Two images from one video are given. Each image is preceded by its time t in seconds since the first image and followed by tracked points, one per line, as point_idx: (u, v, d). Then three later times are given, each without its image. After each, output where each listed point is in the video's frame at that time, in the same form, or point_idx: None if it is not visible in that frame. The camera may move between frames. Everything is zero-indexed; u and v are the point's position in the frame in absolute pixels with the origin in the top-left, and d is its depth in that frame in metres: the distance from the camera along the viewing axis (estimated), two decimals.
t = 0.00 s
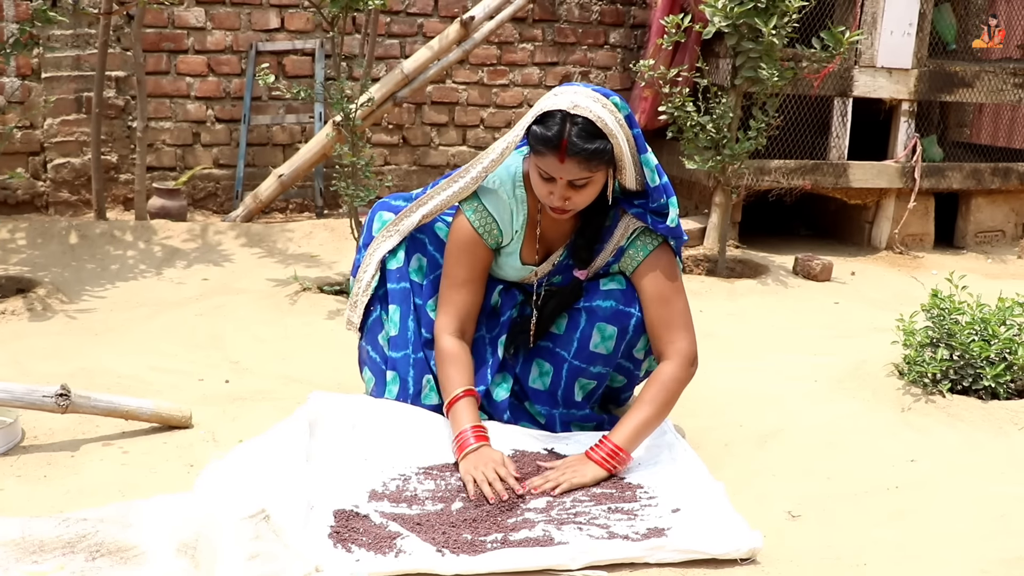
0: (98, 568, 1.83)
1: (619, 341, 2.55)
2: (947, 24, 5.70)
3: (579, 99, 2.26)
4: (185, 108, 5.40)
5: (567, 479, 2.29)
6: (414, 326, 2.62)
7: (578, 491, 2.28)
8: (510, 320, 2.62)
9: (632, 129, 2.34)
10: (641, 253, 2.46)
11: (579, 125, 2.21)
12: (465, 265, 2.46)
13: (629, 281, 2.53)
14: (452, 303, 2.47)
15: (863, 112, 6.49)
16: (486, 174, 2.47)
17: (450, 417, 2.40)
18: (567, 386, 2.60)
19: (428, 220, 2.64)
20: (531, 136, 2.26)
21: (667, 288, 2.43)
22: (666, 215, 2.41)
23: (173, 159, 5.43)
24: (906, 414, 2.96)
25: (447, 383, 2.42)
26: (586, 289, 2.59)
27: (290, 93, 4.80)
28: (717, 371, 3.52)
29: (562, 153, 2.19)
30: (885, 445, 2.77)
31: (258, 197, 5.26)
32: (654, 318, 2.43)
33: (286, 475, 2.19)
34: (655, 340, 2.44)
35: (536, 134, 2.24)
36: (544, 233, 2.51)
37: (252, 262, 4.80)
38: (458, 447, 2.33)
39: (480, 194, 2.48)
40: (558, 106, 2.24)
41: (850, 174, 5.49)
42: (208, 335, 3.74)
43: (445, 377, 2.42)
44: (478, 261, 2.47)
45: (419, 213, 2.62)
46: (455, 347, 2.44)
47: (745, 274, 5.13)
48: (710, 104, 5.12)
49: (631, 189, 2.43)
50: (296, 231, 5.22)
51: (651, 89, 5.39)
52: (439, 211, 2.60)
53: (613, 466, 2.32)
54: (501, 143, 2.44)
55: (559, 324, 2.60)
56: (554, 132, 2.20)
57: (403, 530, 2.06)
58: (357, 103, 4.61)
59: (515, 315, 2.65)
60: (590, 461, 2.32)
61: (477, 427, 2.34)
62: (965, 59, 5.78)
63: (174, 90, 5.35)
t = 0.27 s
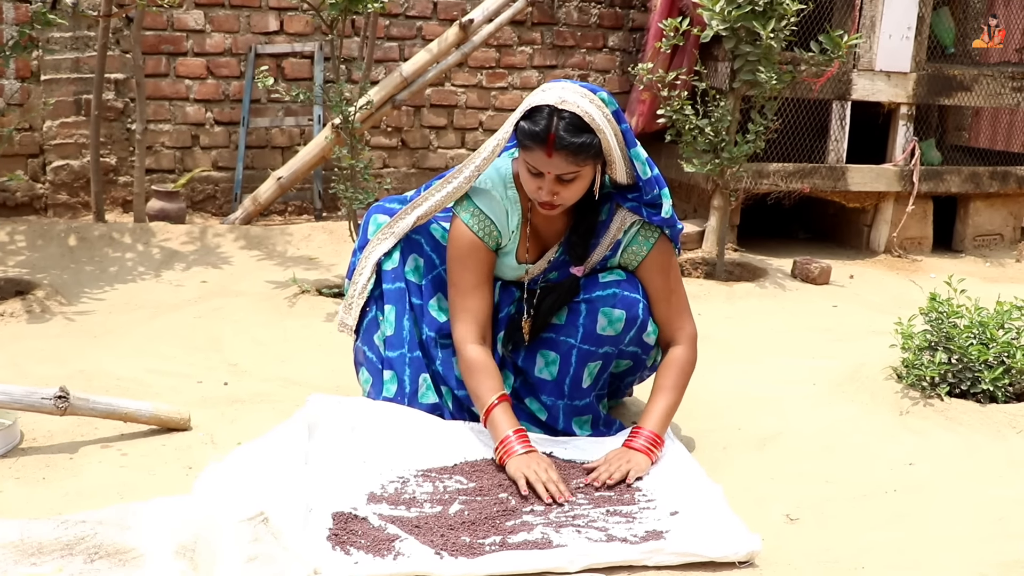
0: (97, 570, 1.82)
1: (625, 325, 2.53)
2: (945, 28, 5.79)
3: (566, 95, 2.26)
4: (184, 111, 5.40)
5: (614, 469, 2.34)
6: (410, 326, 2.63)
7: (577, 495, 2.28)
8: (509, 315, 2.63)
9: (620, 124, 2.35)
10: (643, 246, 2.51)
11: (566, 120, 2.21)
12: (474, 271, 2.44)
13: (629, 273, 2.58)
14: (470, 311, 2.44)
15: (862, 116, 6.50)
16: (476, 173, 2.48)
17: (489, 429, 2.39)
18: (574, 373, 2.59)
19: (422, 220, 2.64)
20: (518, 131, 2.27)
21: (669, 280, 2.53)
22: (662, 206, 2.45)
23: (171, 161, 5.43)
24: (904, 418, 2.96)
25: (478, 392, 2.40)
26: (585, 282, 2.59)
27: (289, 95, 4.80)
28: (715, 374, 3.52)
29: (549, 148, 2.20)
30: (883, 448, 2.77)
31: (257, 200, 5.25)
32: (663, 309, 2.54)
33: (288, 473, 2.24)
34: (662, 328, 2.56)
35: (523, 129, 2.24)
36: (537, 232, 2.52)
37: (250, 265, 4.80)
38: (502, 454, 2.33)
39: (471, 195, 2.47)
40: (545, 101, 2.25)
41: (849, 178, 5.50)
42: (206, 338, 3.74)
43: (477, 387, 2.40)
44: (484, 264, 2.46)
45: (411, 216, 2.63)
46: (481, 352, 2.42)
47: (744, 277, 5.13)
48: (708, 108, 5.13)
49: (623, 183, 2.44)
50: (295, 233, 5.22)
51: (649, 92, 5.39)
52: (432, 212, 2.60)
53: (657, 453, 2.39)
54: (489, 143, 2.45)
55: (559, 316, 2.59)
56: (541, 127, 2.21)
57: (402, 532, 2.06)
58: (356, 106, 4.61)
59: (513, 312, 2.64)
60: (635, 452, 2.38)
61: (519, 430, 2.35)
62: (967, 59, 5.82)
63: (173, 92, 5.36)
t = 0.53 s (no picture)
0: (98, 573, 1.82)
1: (627, 326, 2.53)
2: (945, 29, 5.78)
3: (572, 90, 2.28)
4: (184, 113, 5.40)
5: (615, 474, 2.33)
6: (410, 329, 2.63)
7: (577, 497, 2.28)
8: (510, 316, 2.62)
9: (625, 121, 2.38)
10: (643, 245, 2.52)
11: (570, 115, 2.22)
12: (474, 267, 2.44)
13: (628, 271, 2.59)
14: (470, 308, 2.42)
15: (861, 117, 6.50)
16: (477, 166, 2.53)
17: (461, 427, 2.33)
18: (576, 374, 2.58)
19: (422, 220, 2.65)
20: (522, 125, 2.28)
21: (670, 278, 2.55)
22: (663, 204, 2.47)
23: (171, 164, 5.43)
24: (904, 419, 2.96)
25: (461, 393, 2.37)
26: (584, 282, 2.58)
27: (288, 98, 4.79)
28: (715, 375, 3.52)
29: (552, 141, 2.20)
30: (884, 449, 2.77)
31: (257, 202, 5.25)
32: (662, 308, 2.55)
33: (288, 476, 2.22)
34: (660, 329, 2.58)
35: (527, 122, 2.25)
36: (538, 229, 2.53)
37: (250, 267, 4.80)
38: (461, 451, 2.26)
39: (474, 192, 2.48)
40: (551, 95, 2.26)
41: (848, 179, 5.50)
42: (207, 340, 3.73)
43: (462, 387, 2.36)
44: (487, 261, 2.46)
45: (410, 215, 2.64)
46: (473, 352, 2.38)
47: (743, 278, 5.13)
48: (708, 109, 5.13)
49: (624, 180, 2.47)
50: (295, 236, 5.22)
51: (648, 94, 5.39)
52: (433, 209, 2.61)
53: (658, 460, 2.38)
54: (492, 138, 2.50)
55: (560, 316, 2.58)
56: (545, 121, 2.21)
57: (402, 534, 2.06)
58: (355, 108, 4.61)
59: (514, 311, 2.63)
60: (636, 458, 2.37)
61: (484, 439, 2.27)
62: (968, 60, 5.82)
63: (173, 95, 5.36)
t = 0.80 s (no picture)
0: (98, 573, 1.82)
1: (630, 325, 2.53)
2: (945, 29, 5.78)
3: (577, 89, 2.28)
4: (183, 114, 5.40)
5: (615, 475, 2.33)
6: (412, 329, 2.62)
7: (578, 497, 2.28)
8: (512, 315, 2.63)
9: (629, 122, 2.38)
10: (646, 245, 2.53)
11: (573, 114, 2.23)
12: (462, 262, 2.47)
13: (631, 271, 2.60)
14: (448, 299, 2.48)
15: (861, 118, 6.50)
16: (480, 165, 2.52)
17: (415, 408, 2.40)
18: (579, 372, 2.57)
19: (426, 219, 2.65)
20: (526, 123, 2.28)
21: (673, 278, 2.55)
22: (666, 204, 2.48)
23: (171, 165, 5.43)
24: (904, 419, 2.96)
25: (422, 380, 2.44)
26: (588, 281, 2.59)
27: (288, 98, 4.79)
28: (716, 375, 3.52)
29: (553, 140, 2.20)
30: (884, 449, 2.76)
31: (256, 202, 5.25)
32: (664, 308, 2.55)
33: (289, 477, 2.20)
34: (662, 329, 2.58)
35: (530, 120, 2.25)
36: (540, 228, 2.54)
37: (249, 267, 4.79)
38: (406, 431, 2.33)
39: (476, 190, 2.49)
40: (555, 94, 2.27)
41: (848, 180, 5.50)
42: (206, 341, 3.73)
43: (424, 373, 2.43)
44: (478, 257, 2.48)
45: (414, 214, 2.64)
46: (439, 344, 2.44)
47: (743, 279, 5.13)
48: (708, 109, 5.12)
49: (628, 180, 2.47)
50: (294, 236, 5.22)
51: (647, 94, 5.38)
52: (437, 208, 2.61)
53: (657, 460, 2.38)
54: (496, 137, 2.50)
55: (563, 314, 2.58)
56: (547, 119, 2.22)
57: (402, 534, 2.05)
58: (355, 109, 4.61)
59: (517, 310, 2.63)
60: (636, 458, 2.37)
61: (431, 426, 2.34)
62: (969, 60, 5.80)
63: (172, 96, 5.36)
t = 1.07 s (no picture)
0: (97, 570, 1.82)
1: (631, 322, 2.53)
2: (945, 25, 5.73)
3: (579, 83, 2.30)
4: (183, 111, 5.40)
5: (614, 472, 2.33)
6: (413, 326, 2.63)
7: (578, 493, 2.28)
8: (513, 310, 2.64)
9: (632, 117, 2.39)
10: (647, 243, 2.53)
11: (574, 108, 2.24)
12: (461, 254, 2.52)
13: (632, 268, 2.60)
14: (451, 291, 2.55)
15: (861, 114, 6.50)
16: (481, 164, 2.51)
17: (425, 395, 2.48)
18: (579, 368, 2.58)
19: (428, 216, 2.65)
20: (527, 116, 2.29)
21: (674, 275, 2.54)
22: (668, 198, 2.49)
23: (170, 162, 5.43)
24: (904, 415, 2.96)
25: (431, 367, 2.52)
26: (589, 278, 2.60)
27: (287, 95, 4.78)
28: (715, 371, 3.52)
29: (553, 133, 2.21)
30: (884, 446, 2.77)
31: (256, 199, 5.25)
32: (665, 304, 2.53)
33: (288, 471, 2.17)
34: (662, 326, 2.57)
35: (532, 114, 2.26)
36: (542, 224, 2.54)
37: (249, 264, 4.79)
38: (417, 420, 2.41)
39: (476, 184, 2.51)
40: (557, 88, 2.28)
41: (848, 176, 5.49)
42: (206, 338, 3.73)
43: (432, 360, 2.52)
44: (478, 250, 2.53)
45: (416, 211, 2.64)
46: (445, 333, 2.53)
47: (743, 276, 5.12)
48: (707, 106, 5.12)
49: (629, 176, 2.48)
50: (294, 233, 5.22)
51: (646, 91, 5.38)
52: (438, 204, 2.60)
53: (658, 456, 2.38)
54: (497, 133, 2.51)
55: (565, 310, 2.58)
56: (549, 113, 2.23)
57: (402, 531, 2.06)
58: (355, 105, 4.60)
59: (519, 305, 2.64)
60: (635, 455, 2.37)
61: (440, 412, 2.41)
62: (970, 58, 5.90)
63: (172, 93, 5.35)
